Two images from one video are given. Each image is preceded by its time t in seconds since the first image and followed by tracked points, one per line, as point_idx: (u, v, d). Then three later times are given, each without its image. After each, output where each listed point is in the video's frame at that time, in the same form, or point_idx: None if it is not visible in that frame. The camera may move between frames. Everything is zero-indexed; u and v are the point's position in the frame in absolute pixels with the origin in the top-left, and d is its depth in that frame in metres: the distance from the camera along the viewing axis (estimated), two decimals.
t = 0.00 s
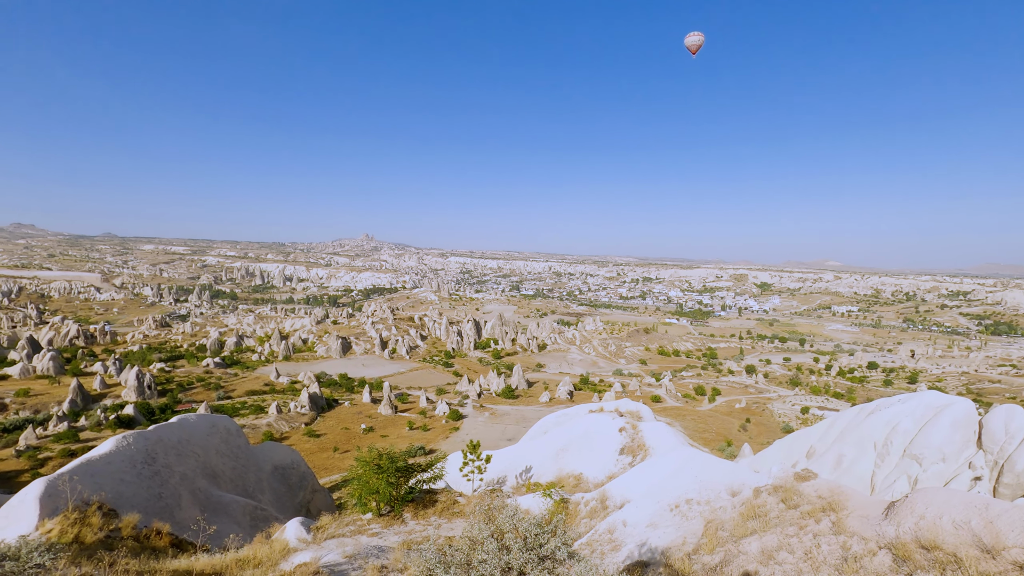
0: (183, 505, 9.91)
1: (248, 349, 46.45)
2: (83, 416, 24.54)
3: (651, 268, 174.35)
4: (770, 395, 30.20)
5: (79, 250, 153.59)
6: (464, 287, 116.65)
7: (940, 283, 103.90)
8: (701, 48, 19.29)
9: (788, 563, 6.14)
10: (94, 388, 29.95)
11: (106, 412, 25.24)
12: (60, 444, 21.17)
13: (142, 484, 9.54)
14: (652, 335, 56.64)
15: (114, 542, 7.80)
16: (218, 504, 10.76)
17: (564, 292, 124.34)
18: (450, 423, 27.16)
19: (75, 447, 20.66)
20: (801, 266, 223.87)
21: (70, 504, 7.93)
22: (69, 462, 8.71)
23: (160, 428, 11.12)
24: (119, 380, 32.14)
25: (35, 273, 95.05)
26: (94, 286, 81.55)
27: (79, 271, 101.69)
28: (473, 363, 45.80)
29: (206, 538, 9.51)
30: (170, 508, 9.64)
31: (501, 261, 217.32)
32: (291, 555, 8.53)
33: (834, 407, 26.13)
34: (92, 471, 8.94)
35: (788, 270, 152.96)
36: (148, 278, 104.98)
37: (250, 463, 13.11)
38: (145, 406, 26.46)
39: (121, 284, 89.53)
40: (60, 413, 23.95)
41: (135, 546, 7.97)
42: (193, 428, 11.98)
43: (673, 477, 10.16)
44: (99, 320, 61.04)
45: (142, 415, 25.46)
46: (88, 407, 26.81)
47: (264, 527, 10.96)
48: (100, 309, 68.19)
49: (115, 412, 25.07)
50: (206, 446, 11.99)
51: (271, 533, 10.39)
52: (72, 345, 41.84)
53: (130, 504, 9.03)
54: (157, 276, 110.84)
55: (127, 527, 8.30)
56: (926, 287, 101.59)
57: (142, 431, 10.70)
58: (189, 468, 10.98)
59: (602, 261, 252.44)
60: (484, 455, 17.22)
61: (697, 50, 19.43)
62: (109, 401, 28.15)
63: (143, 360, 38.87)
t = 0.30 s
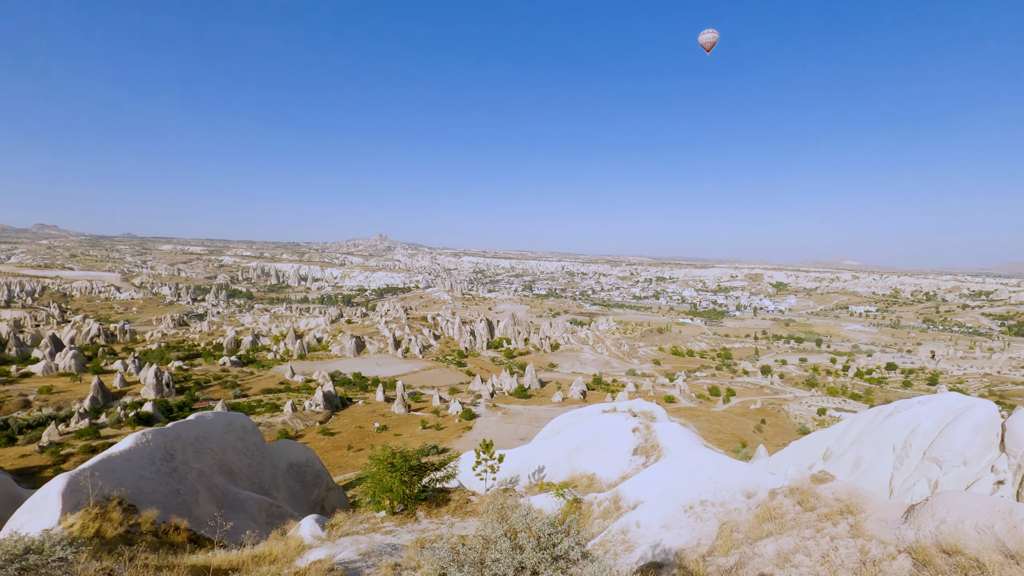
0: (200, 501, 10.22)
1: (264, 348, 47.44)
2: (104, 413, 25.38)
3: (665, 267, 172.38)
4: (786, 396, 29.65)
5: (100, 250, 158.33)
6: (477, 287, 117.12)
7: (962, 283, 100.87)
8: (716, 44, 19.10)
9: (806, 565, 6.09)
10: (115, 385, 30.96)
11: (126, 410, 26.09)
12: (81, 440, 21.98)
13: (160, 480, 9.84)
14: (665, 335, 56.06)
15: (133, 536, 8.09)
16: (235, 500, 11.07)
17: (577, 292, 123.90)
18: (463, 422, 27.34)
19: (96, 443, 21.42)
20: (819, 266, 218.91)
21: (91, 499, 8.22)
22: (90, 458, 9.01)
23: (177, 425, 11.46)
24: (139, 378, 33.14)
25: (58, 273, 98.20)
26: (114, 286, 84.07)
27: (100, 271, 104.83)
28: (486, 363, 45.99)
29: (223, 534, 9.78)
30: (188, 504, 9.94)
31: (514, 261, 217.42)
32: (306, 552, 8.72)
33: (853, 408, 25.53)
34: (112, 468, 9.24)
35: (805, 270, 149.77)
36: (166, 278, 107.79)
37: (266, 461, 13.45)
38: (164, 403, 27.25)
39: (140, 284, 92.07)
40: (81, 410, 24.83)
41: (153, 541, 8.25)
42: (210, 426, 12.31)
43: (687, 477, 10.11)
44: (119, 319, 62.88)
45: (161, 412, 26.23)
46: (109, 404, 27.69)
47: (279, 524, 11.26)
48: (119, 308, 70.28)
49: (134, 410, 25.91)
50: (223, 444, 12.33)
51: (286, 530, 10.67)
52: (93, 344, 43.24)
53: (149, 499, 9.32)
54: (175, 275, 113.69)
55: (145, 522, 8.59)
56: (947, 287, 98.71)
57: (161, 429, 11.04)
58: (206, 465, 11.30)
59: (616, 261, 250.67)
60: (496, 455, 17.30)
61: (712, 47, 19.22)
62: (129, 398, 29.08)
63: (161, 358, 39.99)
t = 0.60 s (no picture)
0: (217, 498, 10.51)
1: (279, 347, 48.36)
2: (124, 410, 26.19)
3: (678, 267, 170.35)
4: (802, 397, 29.14)
5: (119, 250, 162.72)
6: (489, 287, 117.53)
7: (984, 282, 97.94)
8: (729, 42, 18.86)
9: (822, 568, 6.01)
10: (134, 383, 31.90)
11: (144, 407, 26.92)
12: (101, 437, 22.72)
13: (178, 477, 10.13)
14: (678, 335, 55.49)
15: (152, 532, 8.37)
16: (251, 497, 11.38)
17: (589, 291, 123.44)
18: (475, 421, 27.54)
19: (116, 440, 22.13)
20: (836, 265, 214.21)
21: (110, 495, 8.50)
22: (111, 455, 9.29)
23: (195, 423, 11.76)
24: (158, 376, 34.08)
25: (80, 273, 101.45)
26: (134, 286, 86.56)
27: (119, 271, 107.65)
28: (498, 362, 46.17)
29: (239, 530, 10.06)
30: (205, 500, 10.23)
31: (526, 260, 217.36)
32: (321, 550, 8.90)
33: (870, 410, 24.98)
34: (132, 464, 9.52)
35: (822, 269, 146.70)
36: (184, 277, 110.39)
37: (281, 458, 13.77)
38: (182, 401, 28.02)
39: (158, 284, 94.56)
40: (100, 407, 25.70)
41: (171, 538, 8.51)
42: (227, 424, 12.62)
43: (700, 479, 10.04)
44: (137, 318, 64.71)
45: (178, 410, 26.97)
46: (128, 402, 28.54)
47: (294, 521, 11.53)
48: (138, 308, 72.38)
49: (153, 407, 26.68)
50: (239, 442, 12.63)
51: (300, 527, 10.94)
52: (113, 342, 44.55)
53: (168, 496, 9.61)
54: (192, 275, 116.43)
55: (164, 518, 8.88)
56: (968, 287, 95.90)
57: (179, 426, 11.33)
58: (223, 462, 11.61)
59: (629, 260, 249.11)
60: (508, 455, 17.36)
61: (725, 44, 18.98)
62: (147, 396, 29.95)
63: (179, 356, 41.02)
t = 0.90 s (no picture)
0: (229, 496, 10.73)
1: (290, 347, 49.00)
2: (138, 409, 26.81)
3: (688, 266, 168.74)
4: (814, 397, 28.72)
5: (133, 250, 166.01)
6: (497, 287, 117.70)
7: (1003, 282, 95.53)
8: (740, 39, 18.71)
9: (835, 571, 5.95)
10: (148, 382, 32.61)
11: (157, 406, 27.64)
12: (116, 435, 23.28)
13: (191, 474, 10.35)
14: (689, 335, 55.00)
15: (166, 529, 8.58)
16: (262, 495, 11.60)
17: (598, 291, 122.91)
18: (484, 421, 27.66)
19: (130, 439, 22.65)
20: (850, 265, 210.59)
21: (126, 492, 8.76)
22: (126, 453, 9.56)
23: (208, 422, 12.00)
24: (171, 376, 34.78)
25: (96, 273, 103.99)
26: (148, 286, 88.25)
27: (133, 271, 109.78)
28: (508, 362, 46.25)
29: (251, 528, 10.28)
30: (218, 498, 10.45)
31: (535, 259, 217.15)
32: (331, 548, 9.05)
33: (885, 411, 24.54)
34: (146, 462, 9.77)
35: (835, 268, 144.32)
36: (196, 278, 112.33)
37: (292, 457, 14.00)
38: (195, 400, 28.59)
39: (171, 284, 96.43)
40: (115, 406, 26.36)
41: (185, 535, 8.72)
42: (239, 423, 12.86)
43: (710, 481, 9.98)
44: (151, 317, 66.04)
45: (191, 409, 27.54)
46: (142, 400, 29.20)
47: (305, 519, 11.72)
48: (152, 308, 73.80)
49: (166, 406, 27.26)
50: (252, 440, 12.87)
51: (311, 525, 11.14)
52: (127, 342, 45.52)
53: (181, 493, 9.83)
54: (204, 275, 118.50)
55: (177, 515, 9.09)
56: (986, 286, 93.54)
57: (192, 424, 11.57)
58: (236, 460, 11.85)
59: (639, 260, 247.56)
60: (517, 455, 17.42)
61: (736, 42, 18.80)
62: (161, 394, 30.61)
63: (192, 356, 41.78)
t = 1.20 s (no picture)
0: (235, 495, 10.86)
1: (296, 347, 49.36)
2: (146, 408, 27.17)
3: (694, 266, 167.75)
4: (821, 397, 28.48)
5: (140, 251, 167.77)
6: (502, 286, 117.77)
7: (1013, 281, 94.20)
8: (744, 38, 18.59)
9: (842, 570, 5.92)
10: (156, 381, 33.01)
11: (165, 405, 28.02)
12: (124, 435, 23.59)
13: (198, 473, 10.46)
14: (694, 335, 54.74)
15: (174, 528, 8.72)
16: (268, 494, 11.72)
17: (602, 290, 122.71)
18: (489, 421, 27.73)
19: (138, 438, 22.97)
20: (858, 264, 208.48)
21: (134, 491, 8.90)
22: (133, 452, 9.70)
23: (214, 421, 12.12)
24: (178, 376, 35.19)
25: (105, 274, 105.56)
26: (155, 286, 89.15)
27: (141, 272, 111.08)
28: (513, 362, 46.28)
29: (258, 526, 10.41)
30: (224, 497, 10.57)
31: (540, 259, 216.89)
32: (337, 546, 9.14)
33: (892, 411, 24.31)
34: (153, 461, 9.90)
35: (842, 268, 143.06)
36: (203, 278, 113.51)
37: (298, 456, 14.13)
38: (202, 400, 28.94)
39: (178, 284, 97.42)
40: (123, 406, 26.71)
41: (192, 533, 8.84)
42: (246, 422, 12.99)
43: (715, 481, 9.95)
44: (159, 317, 66.76)
45: (198, 408, 27.86)
46: (149, 400, 29.57)
47: (310, 519, 11.83)
48: (159, 308, 74.59)
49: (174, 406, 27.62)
50: (258, 440, 13.01)
51: (315, 524, 11.26)
52: (135, 342, 46.07)
53: (188, 492, 9.97)
54: (211, 276, 119.78)
55: (184, 514, 9.22)
56: (995, 285, 92.35)
57: (199, 424, 11.69)
58: (241, 459, 11.94)
59: (645, 260, 246.79)
60: (523, 455, 17.42)
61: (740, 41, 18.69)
62: (168, 394, 30.96)
63: (199, 356, 42.21)
